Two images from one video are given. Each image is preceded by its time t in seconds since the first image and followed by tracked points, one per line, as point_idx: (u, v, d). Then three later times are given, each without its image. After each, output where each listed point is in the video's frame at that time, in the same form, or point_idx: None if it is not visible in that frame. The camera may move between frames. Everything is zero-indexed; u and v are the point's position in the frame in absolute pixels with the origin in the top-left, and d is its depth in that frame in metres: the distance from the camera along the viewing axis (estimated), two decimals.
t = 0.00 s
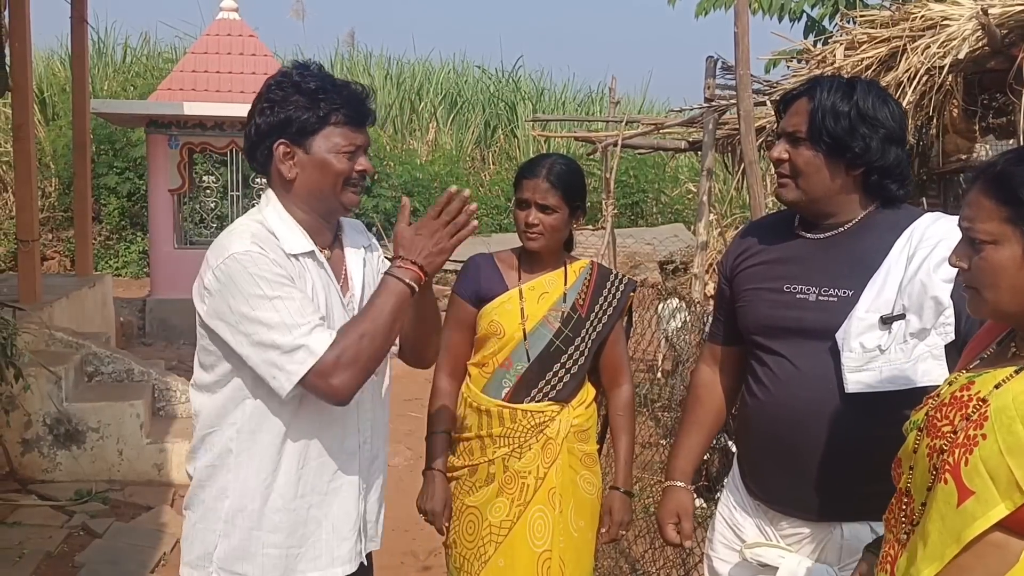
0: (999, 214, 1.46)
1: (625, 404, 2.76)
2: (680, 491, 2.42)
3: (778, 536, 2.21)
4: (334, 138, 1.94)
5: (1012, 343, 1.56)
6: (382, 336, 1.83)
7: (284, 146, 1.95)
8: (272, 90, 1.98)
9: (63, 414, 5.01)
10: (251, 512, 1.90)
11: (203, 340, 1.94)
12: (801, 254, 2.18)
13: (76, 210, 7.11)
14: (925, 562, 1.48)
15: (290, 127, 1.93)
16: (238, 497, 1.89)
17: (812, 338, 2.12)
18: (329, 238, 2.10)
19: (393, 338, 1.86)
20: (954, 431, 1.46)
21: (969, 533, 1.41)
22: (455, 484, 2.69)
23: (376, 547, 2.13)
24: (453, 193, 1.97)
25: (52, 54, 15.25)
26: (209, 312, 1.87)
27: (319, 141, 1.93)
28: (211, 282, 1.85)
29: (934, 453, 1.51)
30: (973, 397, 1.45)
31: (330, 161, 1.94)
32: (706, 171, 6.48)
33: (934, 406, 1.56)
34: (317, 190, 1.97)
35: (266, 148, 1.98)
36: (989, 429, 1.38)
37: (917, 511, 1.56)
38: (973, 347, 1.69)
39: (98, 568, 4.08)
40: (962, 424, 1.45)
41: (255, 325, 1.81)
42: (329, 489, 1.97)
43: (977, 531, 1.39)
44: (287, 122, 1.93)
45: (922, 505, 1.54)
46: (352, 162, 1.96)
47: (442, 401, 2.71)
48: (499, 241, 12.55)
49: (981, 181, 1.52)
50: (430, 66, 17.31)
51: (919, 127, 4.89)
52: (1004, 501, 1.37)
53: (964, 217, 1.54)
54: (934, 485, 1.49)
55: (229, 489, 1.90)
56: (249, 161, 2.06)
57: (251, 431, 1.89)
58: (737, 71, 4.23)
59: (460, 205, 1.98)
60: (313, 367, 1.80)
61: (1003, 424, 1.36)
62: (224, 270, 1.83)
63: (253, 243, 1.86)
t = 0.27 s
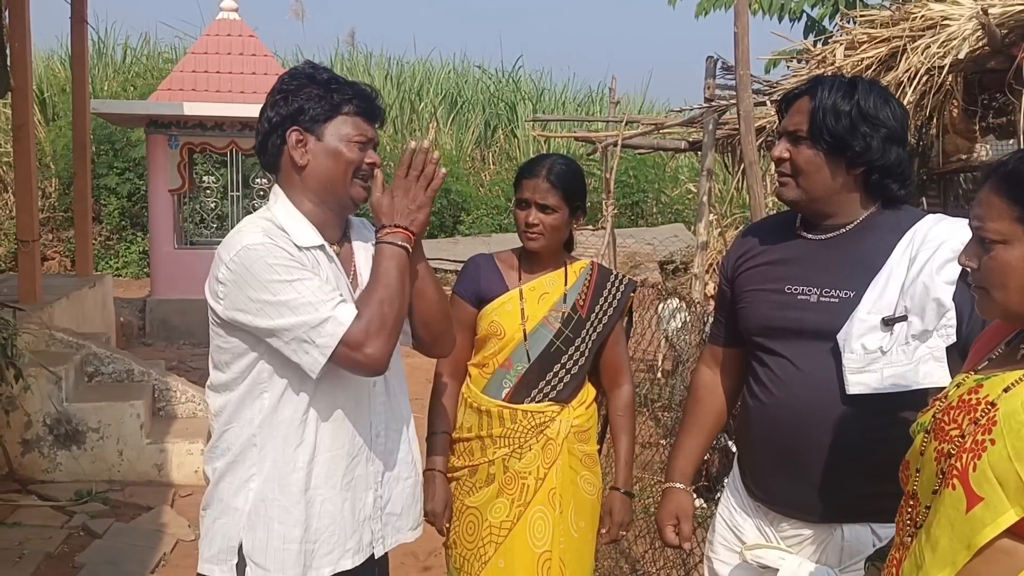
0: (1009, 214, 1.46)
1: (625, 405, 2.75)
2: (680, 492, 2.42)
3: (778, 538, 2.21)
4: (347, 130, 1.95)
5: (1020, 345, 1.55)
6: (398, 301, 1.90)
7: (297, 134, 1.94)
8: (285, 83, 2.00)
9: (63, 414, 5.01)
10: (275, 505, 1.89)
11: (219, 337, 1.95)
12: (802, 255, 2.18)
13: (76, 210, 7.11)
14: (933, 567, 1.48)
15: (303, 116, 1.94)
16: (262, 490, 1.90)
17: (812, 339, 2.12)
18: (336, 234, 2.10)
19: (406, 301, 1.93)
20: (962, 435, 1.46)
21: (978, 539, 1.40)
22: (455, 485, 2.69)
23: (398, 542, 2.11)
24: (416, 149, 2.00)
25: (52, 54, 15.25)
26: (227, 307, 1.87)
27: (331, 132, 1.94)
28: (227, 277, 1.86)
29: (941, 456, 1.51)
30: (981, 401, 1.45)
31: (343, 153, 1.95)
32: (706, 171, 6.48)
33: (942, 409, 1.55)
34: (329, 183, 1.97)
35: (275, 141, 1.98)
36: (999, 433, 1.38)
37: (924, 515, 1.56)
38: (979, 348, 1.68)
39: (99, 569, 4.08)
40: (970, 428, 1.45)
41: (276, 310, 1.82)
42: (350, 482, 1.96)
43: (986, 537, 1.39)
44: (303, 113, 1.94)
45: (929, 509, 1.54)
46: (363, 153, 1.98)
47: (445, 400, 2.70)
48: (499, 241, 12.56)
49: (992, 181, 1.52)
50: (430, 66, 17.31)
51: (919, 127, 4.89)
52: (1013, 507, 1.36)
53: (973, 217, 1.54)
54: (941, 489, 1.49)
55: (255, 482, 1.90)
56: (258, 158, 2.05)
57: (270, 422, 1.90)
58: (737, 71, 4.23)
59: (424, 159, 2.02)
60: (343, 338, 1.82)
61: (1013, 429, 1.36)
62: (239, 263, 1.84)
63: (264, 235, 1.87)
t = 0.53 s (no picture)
0: (1013, 214, 1.46)
1: (625, 403, 2.76)
2: (683, 493, 2.42)
3: (781, 538, 2.21)
4: (395, 169, 1.93)
5: None
6: (407, 372, 1.84)
7: (344, 174, 1.93)
8: (336, 116, 1.96)
9: (63, 414, 5.00)
10: (276, 529, 1.89)
11: (231, 343, 1.94)
12: (804, 254, 2.18)
13: (77, 210, 7.10)
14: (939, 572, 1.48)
15: (355, 153, 1.92)
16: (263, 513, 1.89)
17: (814, 338, 2.12)
18: (370, 262, 2.08)
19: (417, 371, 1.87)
20: (968, 438, 1.46)
21: (983, 544, 1.40)
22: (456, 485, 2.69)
23: None
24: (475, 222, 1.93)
25: (52, 54, 15.25)
26: (247, 323, 1.85)
27: (378, 172, 1.92)
28: (255, 294, 1.84)
29: (948, 460, 1.51)
30: (988, 404, 1.44)
31: (388, 191, 1.93)
32: (706, 170, 6.48)
33: (949, 411, 1.55)
34: (372, 219, 1.95)
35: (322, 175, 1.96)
36: (1004, 436, 1.37)
37: (930, 518, 1.56)
38: (986, 351, 1.68)
39: (99, 568, 4.08)
40: (977, 431, 1.44)
41: (294, 345, 1.81)
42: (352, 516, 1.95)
43: (992, 541, 1.38)
44: (356, 151, 1.91)
45: (935, 513, 1.54)
46: (408, 193, 1.94)
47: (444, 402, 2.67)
48: (499, 241, 12.56)
49: (998, 181, 1.52)
50: (430, 66, 17.31)
51: (920, 127, 4.89)
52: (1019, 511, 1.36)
53: (979, 217, 1.53)
54: (947, 493, 1.49)
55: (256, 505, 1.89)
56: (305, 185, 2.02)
57: (275, 445, 1.89)
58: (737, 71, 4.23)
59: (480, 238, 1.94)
60: (342, 398, 1.80)
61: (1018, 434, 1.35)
62: (271, 284, 1.82)
63: (300, 263, 1.85)
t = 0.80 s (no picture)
0: (1016, 215, 1.46)
1: (626, 404, 2.76)
2: (685, 492, 2.42)
3: (784, 539, 2.21)
4: (398, 159, 1.93)
5: None
6: (420, 377, 1.82)
7: (347, 167, 1.92)
8: (337, 111, 1.96)
9: (65, 414, 5.01)
10: (293, 524, 1.88)
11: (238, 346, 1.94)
12: (807, 254, 2.18)
13: (79, 210, 7.11)
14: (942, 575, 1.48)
15: (358, 146, 1.91)
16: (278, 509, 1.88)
17: (816, 338, 2.12)
18: (376, 257, 2.08)
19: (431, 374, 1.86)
20: (971, 440, 1.46)
21: (985, 547, 1.39)
22: (457, 483, 2.69)
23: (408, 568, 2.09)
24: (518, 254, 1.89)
25: (54, 54, 15.26)
26: (251, 326, 1.85)
27: (381, 164, 1.92)
28: (258, 296, 1.83)
29: (950, 463, 1.51)
30: (991, 406, 1.44)
31: (392, 184, 1.92)
32: (708, 170, 6.47)
33: (952, 414, 1.55)
34: (376, 213, 1.95)
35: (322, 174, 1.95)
36: (1006, 439, 1.37)
37: (934, 521, 1.55)
38: (990, 354, 1.67)
39: (101, 568, 4.09)
40: (979, 434, 1.44)
41: (297, 346, 1.80)
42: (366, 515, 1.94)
43: (993, 544, 1.38)
44: (359, 141, 1.91)
45: (938, 515, 1.54)
46: (412, 184, 1.95)
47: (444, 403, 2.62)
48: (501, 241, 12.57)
49: (1000, 182, 1.52)
50: (432, 66, 17.31)
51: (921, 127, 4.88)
52: (1020, 514, 1.35)
53: (981, 217, 1.54)
54: (950, 496, 1.49)
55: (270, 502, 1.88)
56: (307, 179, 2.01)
57: (288, 444, 1.88)
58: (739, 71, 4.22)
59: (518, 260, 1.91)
60: (347, 399, 1.78)
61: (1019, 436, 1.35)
62: (273, 286, 1.82)
63: (304, 264, 1.84)
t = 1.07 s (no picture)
0: (1012, 216, 1.46)
1: (628, 403, 2.76)
2: (689, 493, 2.42)
3: (789, 540, 2.20)
4: (401, 172, 1.89)
5: None
6: (430, 310, 1.84)
7: (349, 160, 1.90)
8: (363, 101, 1.94)
9: (68, 413, 5.02)
10: (305, 506, 1.91)
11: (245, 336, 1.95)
12: (811, 254, 2.18)
13: (82, 210, 7.11)
14: None
15: (369, 150, 1.88)
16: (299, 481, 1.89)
17: (820, 339, 2.12)
18: (370, 248, 2.06)
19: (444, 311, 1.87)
20: (967, 441, 1.45)
21: (978, 547, 1.39)
22: (458, 483, 2.68)
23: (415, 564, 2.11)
24: (468, 154, 1.94)
25: (57, 54, 15.28)
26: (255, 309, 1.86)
27: (384, 171, 1.88)
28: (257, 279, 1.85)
29: (948, 464, 1.50)
30: (987, 407, 1.43)
31: (387, 191, 1.89)
32: (711, 170, 6.47)
33: (951, 415, 1.55)
34: (366, 209, 1.93)
35: (332, 160, 1.95)
36: (999, 440, 1.37)
37: (933, 522, 1.55)
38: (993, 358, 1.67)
39: (103, 567, 4.09)
40: (975, 435, 1.44)
41: (303, 314, 1.81)
42: (379, 500, 1.96)
43: (986, 546, 1.38)
44: (369, 143, 1.89)
45: (936, 517, 1.53)
46: (407, 199, 1.91)
47: (447, 402, 2.63)
48: (503, 241, 12.58)
49: (997, 183, 1.51)
50: (434, 66, 17.31)
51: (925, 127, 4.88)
52: (1013, 515, 1.35)
53: (980, 217, 1.53)
54: (947, 497, 1.49)
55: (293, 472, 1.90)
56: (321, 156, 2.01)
57: (296, 426, 1.89)
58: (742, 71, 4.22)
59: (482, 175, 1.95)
60: (364, 343, 1.79)
61: (1013, 437, 1.35)
62: (270, 266, 1.84)
63: (298, 241, 1.87)
